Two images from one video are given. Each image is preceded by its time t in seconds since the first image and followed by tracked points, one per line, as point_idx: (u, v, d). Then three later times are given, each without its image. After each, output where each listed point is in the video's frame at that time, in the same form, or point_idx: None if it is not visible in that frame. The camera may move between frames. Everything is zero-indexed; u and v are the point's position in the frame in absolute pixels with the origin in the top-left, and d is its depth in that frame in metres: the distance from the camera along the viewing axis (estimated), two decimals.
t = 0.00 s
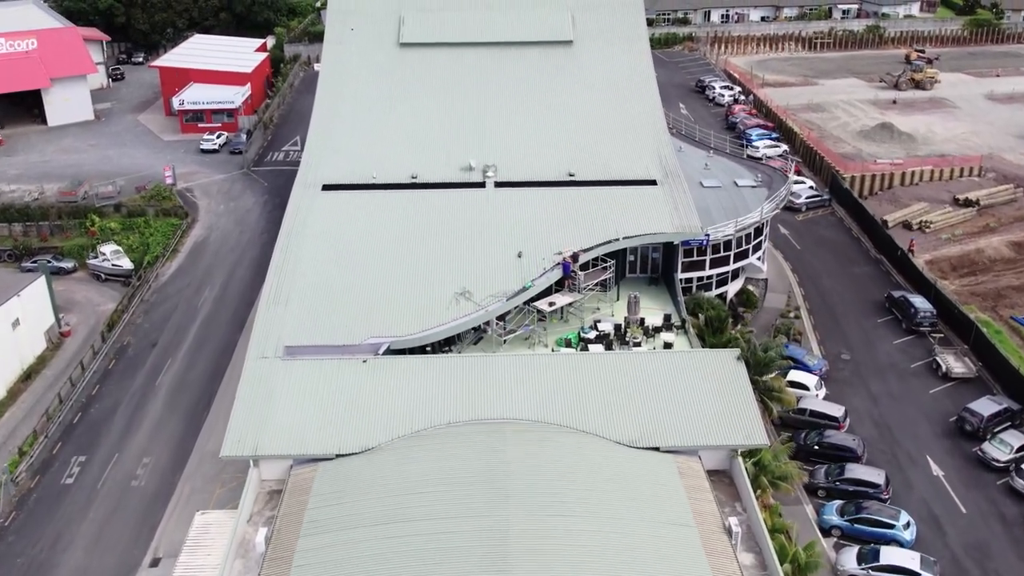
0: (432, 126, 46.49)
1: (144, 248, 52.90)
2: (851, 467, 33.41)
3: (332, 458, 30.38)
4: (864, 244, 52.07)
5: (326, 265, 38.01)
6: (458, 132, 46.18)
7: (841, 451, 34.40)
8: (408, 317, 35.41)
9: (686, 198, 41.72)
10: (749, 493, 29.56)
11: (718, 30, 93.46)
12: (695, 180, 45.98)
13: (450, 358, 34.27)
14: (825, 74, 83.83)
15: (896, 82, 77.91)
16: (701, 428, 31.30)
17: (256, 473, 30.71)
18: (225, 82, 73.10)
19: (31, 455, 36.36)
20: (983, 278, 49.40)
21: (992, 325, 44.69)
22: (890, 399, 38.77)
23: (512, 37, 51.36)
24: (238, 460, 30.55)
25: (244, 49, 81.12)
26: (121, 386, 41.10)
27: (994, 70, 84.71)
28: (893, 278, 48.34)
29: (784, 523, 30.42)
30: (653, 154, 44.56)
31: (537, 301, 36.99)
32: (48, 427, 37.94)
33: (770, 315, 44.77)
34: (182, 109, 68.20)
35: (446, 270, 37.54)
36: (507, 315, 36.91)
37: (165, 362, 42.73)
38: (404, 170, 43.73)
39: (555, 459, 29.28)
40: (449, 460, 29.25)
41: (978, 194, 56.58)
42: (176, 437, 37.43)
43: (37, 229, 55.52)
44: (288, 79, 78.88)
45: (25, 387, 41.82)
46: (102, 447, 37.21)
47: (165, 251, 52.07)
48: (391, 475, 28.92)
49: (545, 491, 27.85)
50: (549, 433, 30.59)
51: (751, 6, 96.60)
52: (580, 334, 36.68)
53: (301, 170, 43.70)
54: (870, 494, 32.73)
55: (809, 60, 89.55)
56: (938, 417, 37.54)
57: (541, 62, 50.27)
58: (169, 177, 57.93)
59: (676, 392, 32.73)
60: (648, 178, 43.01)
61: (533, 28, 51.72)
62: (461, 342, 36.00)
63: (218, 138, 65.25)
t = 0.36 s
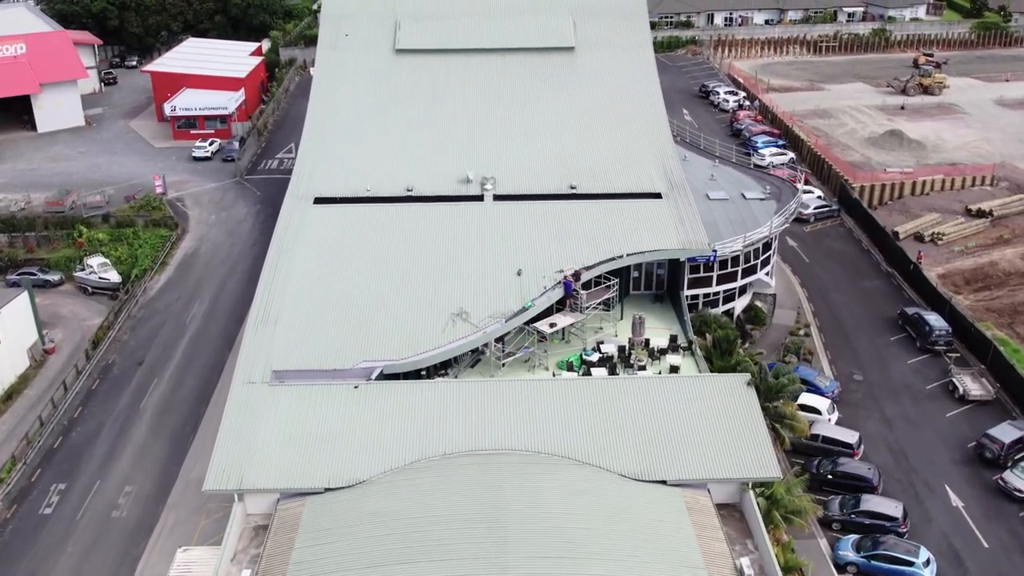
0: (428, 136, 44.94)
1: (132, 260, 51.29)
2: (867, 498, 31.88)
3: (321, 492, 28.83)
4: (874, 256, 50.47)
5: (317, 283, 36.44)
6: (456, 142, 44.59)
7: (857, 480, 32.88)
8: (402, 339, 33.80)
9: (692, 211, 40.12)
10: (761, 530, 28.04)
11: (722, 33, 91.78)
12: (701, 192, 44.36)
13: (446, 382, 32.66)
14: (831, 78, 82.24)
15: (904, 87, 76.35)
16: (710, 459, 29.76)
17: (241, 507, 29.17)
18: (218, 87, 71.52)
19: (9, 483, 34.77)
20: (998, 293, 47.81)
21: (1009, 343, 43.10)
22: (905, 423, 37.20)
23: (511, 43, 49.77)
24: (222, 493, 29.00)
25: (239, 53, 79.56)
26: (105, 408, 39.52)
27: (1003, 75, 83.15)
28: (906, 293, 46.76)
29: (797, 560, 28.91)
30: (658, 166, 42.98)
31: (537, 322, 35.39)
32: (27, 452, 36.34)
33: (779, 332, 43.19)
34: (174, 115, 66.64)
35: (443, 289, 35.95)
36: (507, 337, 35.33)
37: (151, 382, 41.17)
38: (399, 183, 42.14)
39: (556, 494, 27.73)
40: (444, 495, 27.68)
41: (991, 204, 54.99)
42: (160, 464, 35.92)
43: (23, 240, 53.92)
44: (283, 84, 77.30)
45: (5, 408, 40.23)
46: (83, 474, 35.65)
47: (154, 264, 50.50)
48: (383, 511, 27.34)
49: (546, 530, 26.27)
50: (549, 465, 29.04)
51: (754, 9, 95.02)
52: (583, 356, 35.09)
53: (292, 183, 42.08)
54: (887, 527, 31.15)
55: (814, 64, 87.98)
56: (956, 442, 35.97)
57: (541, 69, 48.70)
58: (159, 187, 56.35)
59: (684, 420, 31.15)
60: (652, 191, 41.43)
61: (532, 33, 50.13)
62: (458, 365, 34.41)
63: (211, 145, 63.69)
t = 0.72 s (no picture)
0: (425, 147, 43.38)
1: (120, 273, 49.71)
2: (884, 532, 30.33)
3: (310, 529, 27.27)
4: (886, 270, 48.90)
5: (307, 303, 34.87)
6: (453, 154, 43.00)
7: (873, 512, 31.34)
8: (396, 363, 32.23)
9: (699, 226, 38.56)
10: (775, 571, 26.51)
11: (726, 36, 90.25)
12: (708, 205, 42.78)
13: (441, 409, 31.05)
14: (837, 83, 80.69)
15: (912, 92, 74.77)
16: (720, 494, 28.22)
17: (225, 544, 27.63)
18: (212, 93, 69.93)
19: None
20: (1014, 308, 46.23)
21: None
22: (922, 448, 35.62)
23: (512, 49, 48.19)
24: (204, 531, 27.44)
25: (233, 57, 78.02)
26: (88, 431, 37.95)
27: (1012, 79, 81.56)
28: (919, 308, 45.19)
29: None
30: (663, 178, 41.44)
31: (538, 344, 33.81)
32: (5, 479, 34.78)
33: (788, 350, 41.64)
34: (165, 122, 65.08)
35: (439, 309, 34.39)
36: (506, 361, 33.80)
37: (136, 403, 39.63)
38: (394, 196, 40.55)
39: (559, 533, 26.17)
40: (440, 533, 26.11)
41: (1005, 215, 53.39)
42: (144, 493, 34.41)
43: (9, 252, 52.36)
44: (278, 89, 75.72)
45: None
46: (64, 502, 34.10)
47: (142, 277, 48.93)
48: (374, 551, 25.76)
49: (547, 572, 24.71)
50: (550, 499, 27.49)
51: (758, 11, 93.46)
52: (586, 380, 33.45)
53: (282, 196, 40.50)
54: (906, 564, 29.58)
55: (819, 68, 86.45)
56: (975, 470, 34.40)
57: (541, 76, 47.15)
58: (149, 196, 54.81)
59: (692, 451, 29.58)
60: (657, 204, 39.89)
61: (532, 39, 48.57)
62: (455, 390, 32.82)
63: (203, 153, 62.13)
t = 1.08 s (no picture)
0: (421, 159, 41.82)
1: (107, 287, 48.12)
2: (904, 569, 28.70)
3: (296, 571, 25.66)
4: (898, 284, 47.34)
5: (297, 325, 33.29)
6: (451, 166, 41.44)
7: (892, 548, 29.71)
8: (390, 390, 30.65)
9: (707, 243, 37.01)
10: None
11: (729, 40, 88.71)
12: (715, 219, 41.22)
13: (436, 440, 29.47)
14: (843, 88, 79.13)
15: (920, 97, 73.17)
16: (731, 533, 26.64)
17: None
18: (205, 99, 68.38)
19: None
20: None
21: None
22: (940, 476, 34.04)
23: (511, 56, 46.61)
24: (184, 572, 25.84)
25: (227, 62, 76.47)
26: (68, 457, 36.39)
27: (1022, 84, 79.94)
28: (933, 326, 43.62)
29: None
30: (669, 191, 39.89)
31: (538, 369, 32.23)
32: None
33: (798, 370, 40.05)
34: (156, 128, 63.51)
35: (435, 331, 32.81)
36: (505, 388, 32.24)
37: (120, 427, 38.07)
38: (389, 210, 38.98)
39: None
40: None
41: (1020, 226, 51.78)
42: (126, 524, 32.83)
43: None
44: (273, 95, 74.15)
45: None
46: (42, 534, 32.53)
47: (129, 292, 47.38)
48: None
49: None
50: (552, 539, 25.93)
51: (763, 14, 91.86)
52: (589, 407, 31.84)
53: (272, 210, 38.95)
54: None
55: (825, 72, 84.90)
56: (997, 500, 32.81)
57: (542, 84, 45.57)
58: (138, 207, 53.26)
59: (701, 485, 28.00)
60: (663, 220, 38.34)
61: (532, 45, 47.01)
62: (452, 417, 31.24)
63: (194, 161, 60.58)
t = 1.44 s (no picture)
0: (418, 171, 40.21)
1: (93, 302, 46.48)
2: None
3: None
4: (911, 300, 45.73)
5: (285, 350, 31.63)
6: (448, 178, 39.85)
7: None
8: (383, 421, 28.96)
9: (716, 260, 35.37)
10: None
11: (733, 43, 87.04)
12: (723, 233, 39.59)
13: (431, 474, 27.84)
14: (850, 93, 77.52)
15: (929, 103, 71.54)
16: None
17: None
18: (197, 104, 66.76)
19: None
20: None
21: None
22: (961, 508, 32.41)
23: (511, 63, 44.99)
24: None
25: (221, 66, 74.88)
26: (47, 485, 34.78)
27: None
28: (949, 345, 41.99)
29: None
30: (675, 205, 38.28)
31: (539, 397, 30.60)
32: None
33: (810, 392, 38.44)
34: (147, 135, 61.89)
35: (430, 355, 31.17)
36: (504, 418, 30.68)
37: (103, 452, 36.47)
38: (383, 225, 37.36)
39: None
40: None
41: None
42: (106, 559, 31.24)
43: None
44: (268, 100, 72.52)
45: None
46: (16, 570, 30.91)
47: (115, 307, 45.77)
48: None
49: None
50: None
51: (767, 17, 90.18)
52: (592, 436, 30.26)
53: (262, 225, 37.33)
54: None
55: (832, 77, 83.30)
56: (1022, 534, 31.17)
57: (543, 92, 43.94)
58: (127, 218, 51.65)
59: (713, 525, 26.33)
60: (669, 235, 36.71)
61: (533, 52, 45.39)
62: (448, 448, 29.65)
63: (186, 169, 59.01)
